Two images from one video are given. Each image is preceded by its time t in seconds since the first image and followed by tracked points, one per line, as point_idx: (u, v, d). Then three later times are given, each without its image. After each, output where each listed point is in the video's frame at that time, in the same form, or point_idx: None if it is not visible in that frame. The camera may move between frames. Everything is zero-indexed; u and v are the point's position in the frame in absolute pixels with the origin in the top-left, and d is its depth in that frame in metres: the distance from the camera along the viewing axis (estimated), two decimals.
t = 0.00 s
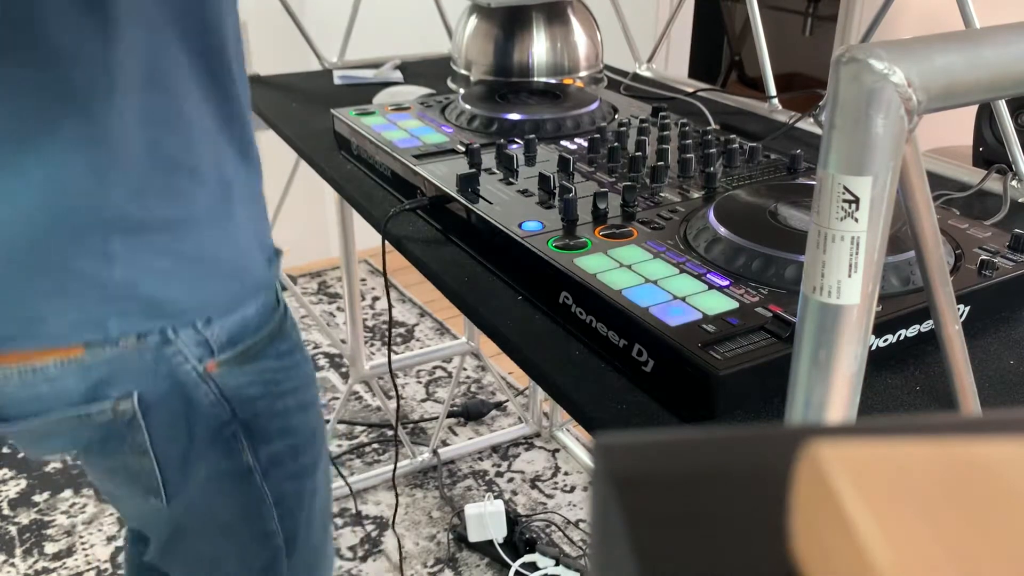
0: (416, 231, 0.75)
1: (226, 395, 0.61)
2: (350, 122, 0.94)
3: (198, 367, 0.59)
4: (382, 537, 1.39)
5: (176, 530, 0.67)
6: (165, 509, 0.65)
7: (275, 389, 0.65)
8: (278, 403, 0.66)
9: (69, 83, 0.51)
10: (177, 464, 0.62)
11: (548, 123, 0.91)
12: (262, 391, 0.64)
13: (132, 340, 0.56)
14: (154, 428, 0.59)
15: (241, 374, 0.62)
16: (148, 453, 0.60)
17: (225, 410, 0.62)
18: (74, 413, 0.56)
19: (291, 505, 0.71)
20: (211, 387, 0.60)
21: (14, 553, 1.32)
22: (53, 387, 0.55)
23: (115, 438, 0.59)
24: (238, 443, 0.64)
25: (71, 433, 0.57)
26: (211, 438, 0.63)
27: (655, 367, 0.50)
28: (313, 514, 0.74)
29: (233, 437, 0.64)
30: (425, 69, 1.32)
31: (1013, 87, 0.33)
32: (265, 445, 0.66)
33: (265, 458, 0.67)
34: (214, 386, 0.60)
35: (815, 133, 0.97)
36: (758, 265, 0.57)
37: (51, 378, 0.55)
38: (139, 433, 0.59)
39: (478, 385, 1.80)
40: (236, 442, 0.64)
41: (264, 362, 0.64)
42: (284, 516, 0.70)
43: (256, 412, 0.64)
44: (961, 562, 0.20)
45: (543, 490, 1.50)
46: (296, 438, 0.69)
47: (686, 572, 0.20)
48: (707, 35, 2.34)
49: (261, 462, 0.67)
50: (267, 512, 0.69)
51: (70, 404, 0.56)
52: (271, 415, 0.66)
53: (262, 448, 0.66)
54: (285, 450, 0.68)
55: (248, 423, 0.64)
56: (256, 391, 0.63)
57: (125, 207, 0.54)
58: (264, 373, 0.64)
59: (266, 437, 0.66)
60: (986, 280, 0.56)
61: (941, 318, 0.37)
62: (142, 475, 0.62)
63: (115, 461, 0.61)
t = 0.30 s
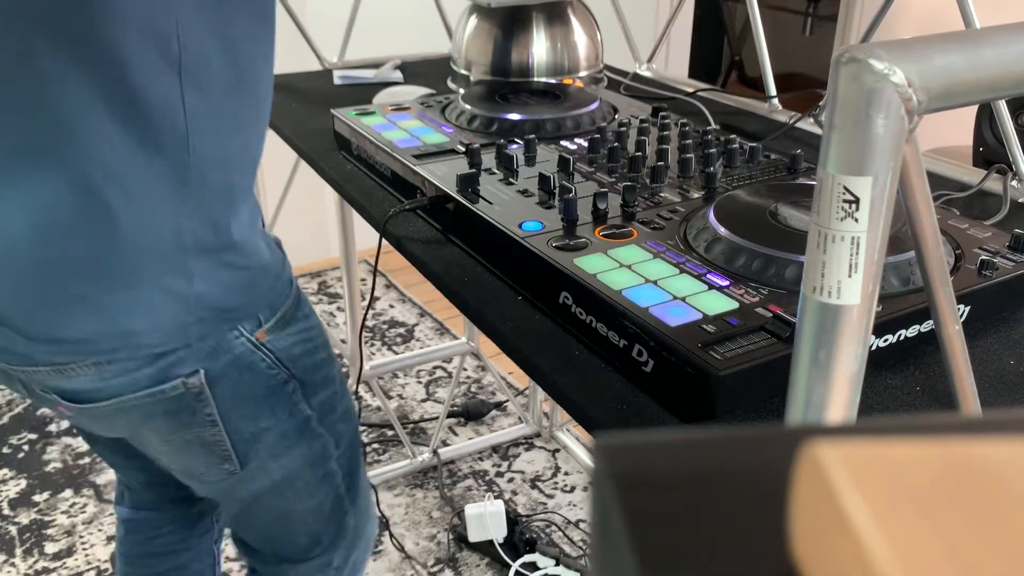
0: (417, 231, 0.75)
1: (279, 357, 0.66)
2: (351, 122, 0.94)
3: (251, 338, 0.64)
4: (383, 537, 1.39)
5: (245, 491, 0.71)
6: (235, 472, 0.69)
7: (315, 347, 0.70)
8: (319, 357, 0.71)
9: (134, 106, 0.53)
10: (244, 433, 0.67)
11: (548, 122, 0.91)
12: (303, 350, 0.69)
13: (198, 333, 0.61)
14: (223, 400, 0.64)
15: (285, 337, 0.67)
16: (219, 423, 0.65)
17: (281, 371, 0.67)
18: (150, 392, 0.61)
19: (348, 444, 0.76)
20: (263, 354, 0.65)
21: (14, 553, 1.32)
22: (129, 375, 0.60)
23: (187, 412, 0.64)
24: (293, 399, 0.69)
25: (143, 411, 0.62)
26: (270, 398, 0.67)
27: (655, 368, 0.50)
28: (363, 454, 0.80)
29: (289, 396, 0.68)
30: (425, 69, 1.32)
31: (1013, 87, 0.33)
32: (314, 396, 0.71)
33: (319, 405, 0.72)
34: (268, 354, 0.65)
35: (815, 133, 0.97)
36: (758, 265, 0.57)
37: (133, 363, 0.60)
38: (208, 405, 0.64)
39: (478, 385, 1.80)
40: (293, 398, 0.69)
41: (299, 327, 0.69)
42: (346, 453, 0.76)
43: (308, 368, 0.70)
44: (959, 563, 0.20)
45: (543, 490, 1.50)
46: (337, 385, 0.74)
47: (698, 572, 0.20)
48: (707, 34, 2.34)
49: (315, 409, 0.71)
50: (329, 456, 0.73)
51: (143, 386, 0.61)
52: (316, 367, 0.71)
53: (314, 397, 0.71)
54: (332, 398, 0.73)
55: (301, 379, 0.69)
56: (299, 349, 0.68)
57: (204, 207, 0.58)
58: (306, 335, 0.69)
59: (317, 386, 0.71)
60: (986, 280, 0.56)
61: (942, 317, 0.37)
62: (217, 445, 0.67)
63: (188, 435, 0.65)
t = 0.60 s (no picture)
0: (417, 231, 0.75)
1: (256, 368, 0.66)
2: (351, 122, 0.94)
3: (227, 342, 0.63)
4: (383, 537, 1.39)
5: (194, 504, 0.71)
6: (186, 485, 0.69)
7: (301, 364, 0.70)
8: (303, 378, 0.71)
9: (116, 95, 0.55)
10: (204, 439, 0.66)
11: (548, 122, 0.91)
12: (285, 367, 0.68)
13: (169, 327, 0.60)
14: (184, 402, 0.63)
15: (268, 348, 0.66)
16: (176, 427, 0.65)
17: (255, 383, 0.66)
18: (109, 381, 0.60)
19: (315, 477, 0.76)
20: (238, 361, 0.64)
21: (14, 553, 1.32)
22: (90, 357, 0.59)
23: (145, 409, 0.62)
24: (263, 417, 0.69)
25: (100, 401, 0.61)
26: (241, 408, 0.67)
27: (655, 367, 0.50)
28: (338, 484, 0.80)
29: (258, 412, 0.68)
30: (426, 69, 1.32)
31: (1013, 87, 0.33)
32: (288, 419, 0.71)
33: (289, 431, 0.71)
34: (245, 360, 0.65)
35: (815, 133, 0.97)
36: (758, 265, 0.57)
37: (98, 348, 0.59)
38: (167, 406, 0.63)
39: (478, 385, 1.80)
40: (262, 415, 0.68)
41: (288, 341, 0.68)
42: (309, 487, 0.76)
43: (286, 385, 0.69)
44: (957, 561, 0.20)
45: (542, 490, 1.50)
46: (314, 412, 0.73)
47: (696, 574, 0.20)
48: (706, 35, 2.34)
49: (285, 435, 0.71)
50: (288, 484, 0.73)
51: (102, 373, 0.60)
52: (295, 389, 0.70)
53: (286, 421, 0.71)
54: (309, 424, 0.73)
55: (274, 398, 0.69)
56: (280, 365, 0.68)
57: (175, 196, 0.57)
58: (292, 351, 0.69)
59: (290, 412, 0.71)
60: (986, 280, 0.56)
61: (942, 318, 0.37)
62: (168, 449, 0.66)
63: (144, 434, 0.65)
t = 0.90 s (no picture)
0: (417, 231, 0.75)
1: (223, 432, 0.63)
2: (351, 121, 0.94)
3: (192, 404, 0.60)
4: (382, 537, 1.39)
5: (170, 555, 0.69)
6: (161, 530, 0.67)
7: (282, 426, 0.67)
8: (285, 444, 0.68)
9: (72, 143, 0.51)
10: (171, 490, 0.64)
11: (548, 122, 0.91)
12: (259, 432, 0.65)
13: (110, 379, 0.57)
14: (148, 458, 0.62)
15: (240, 413, 0.63)
16: (142, 479, 0.63)
17: (222, 447, 0.63)
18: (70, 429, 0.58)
19: (299, 542, 0.73)
20: (204, 423, 0.61)
21: (14, 553, 1.32)
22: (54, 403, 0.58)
23: (106, 458, 0.61)
24: (234, 480, 0.66)
25: (66, 446, 0.60)
26: (205, 472, 0.64)
27: (655, 368, 0.50)
28: (326, 549, 0.76)
29: (228, 476, 0.65)
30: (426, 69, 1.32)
31: (1013, 87, 0.33)
32: (267, 485, 0.68)
33: (267, 495, 0.68)
34: (211, 424, 0.62)
35: (815, 133, 0.97)
36: (758, 265, 0.57)
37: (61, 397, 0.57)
38: (129, 458, 0.61)
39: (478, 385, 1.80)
40: (232, 478, 0.65)
41: (268, 403, 0.65)
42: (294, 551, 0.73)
43: (260, 450, 0.66)
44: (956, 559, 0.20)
45: (543, 490, 1.50)
46: (298, 477, 0.70)
47: (678, 568, 0.20)
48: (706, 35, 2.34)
49: (262, 499, 0.68)
50: (266, 549, 0.70)
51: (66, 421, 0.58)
52: (273, 454, 0.67)
53: (264, 485, 0.68)
54: (292, 490, 0.70)
55: (247, 464, 0.66)
56: (253, 430, 0.65)
57: (131, 252, 0.54)
58: (269, 414, 0.65)
59: (268, 475, 0.68)
60: (986, 280, 0.56)
61: (942, 318, 0.37)
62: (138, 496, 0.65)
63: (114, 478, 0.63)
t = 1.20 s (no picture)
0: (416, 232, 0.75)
1: (156, 471, 0.61)
2: (351, 122, 0.94)
3: (123, 440, 0.58)
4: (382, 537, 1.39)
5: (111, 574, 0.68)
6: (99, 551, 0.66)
7: (226, 467, 0.65)
8: (229, 485, 0.66)
9: None
10: (106, 520, 0.63)
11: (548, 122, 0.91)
12: (199, 473, 0.63)
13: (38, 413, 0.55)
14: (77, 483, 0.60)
15: (178, 453, 0.61)
16: (72, 504, 0.61)
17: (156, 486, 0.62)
18: None
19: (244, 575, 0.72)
20: (134, 459, 0.59)
21: (14, 553, 1.32)
22: None
23: (36, 481, 0.60)
24: (171, 519, 0.65)
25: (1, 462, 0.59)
26: (138, 506, 0.62)
27: (655, 368, 0.50)
28: None
29: (162, 513, 0.64)
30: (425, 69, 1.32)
31: (1013, 87, 0.33)
32: (208, 524, 0.67)
33: (208, 534, 0.67)
34: (144, 460, 0.59)
35: (815, 133, 0.97)
36: (758, 265, 0.57)
37: None
38: (59, 483, 0.59)
39: (478, 385, 1.80)
40: (167, 516, 0.64)
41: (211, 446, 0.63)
42: None
43: (200, 493, 0.64)
44: (957, 559, 0.21)
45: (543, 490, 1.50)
46: (244, 517, 0.69)
47: (677, 570, 0.20)
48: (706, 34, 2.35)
49: (202, 538, 0.67)
50: None
51: None
52: (216, 496, 0.65)
53: (205, 525, 0.67)
54: (237, 530, 0.69)
55: (184, 504, 0.64)
56: (192, 471, 0.63)
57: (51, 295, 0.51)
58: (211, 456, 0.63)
59: (208, 515, 0.66)
60: (986, 280, 0.56)
61: (941, 318, 0.37)
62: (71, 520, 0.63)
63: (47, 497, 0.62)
